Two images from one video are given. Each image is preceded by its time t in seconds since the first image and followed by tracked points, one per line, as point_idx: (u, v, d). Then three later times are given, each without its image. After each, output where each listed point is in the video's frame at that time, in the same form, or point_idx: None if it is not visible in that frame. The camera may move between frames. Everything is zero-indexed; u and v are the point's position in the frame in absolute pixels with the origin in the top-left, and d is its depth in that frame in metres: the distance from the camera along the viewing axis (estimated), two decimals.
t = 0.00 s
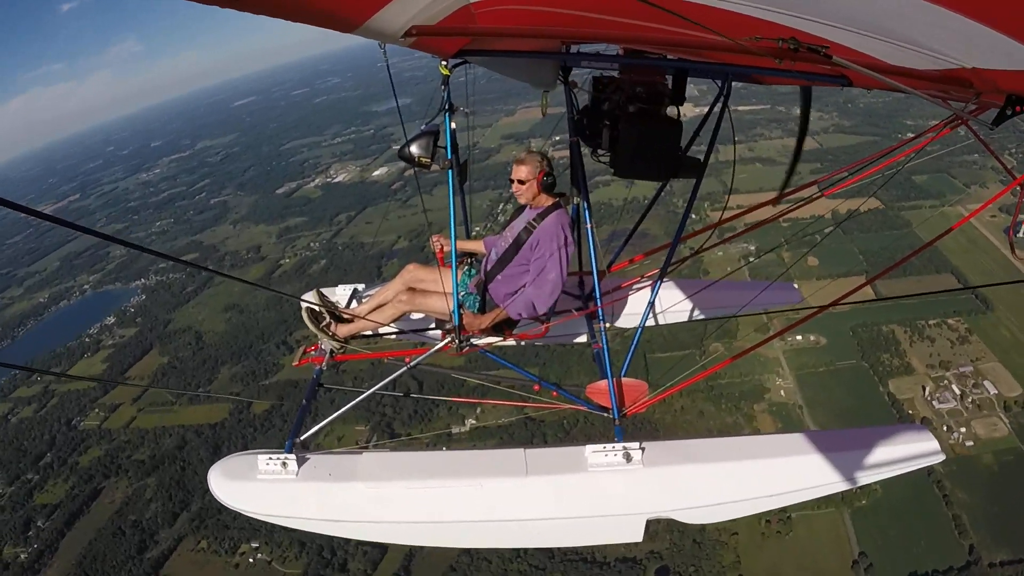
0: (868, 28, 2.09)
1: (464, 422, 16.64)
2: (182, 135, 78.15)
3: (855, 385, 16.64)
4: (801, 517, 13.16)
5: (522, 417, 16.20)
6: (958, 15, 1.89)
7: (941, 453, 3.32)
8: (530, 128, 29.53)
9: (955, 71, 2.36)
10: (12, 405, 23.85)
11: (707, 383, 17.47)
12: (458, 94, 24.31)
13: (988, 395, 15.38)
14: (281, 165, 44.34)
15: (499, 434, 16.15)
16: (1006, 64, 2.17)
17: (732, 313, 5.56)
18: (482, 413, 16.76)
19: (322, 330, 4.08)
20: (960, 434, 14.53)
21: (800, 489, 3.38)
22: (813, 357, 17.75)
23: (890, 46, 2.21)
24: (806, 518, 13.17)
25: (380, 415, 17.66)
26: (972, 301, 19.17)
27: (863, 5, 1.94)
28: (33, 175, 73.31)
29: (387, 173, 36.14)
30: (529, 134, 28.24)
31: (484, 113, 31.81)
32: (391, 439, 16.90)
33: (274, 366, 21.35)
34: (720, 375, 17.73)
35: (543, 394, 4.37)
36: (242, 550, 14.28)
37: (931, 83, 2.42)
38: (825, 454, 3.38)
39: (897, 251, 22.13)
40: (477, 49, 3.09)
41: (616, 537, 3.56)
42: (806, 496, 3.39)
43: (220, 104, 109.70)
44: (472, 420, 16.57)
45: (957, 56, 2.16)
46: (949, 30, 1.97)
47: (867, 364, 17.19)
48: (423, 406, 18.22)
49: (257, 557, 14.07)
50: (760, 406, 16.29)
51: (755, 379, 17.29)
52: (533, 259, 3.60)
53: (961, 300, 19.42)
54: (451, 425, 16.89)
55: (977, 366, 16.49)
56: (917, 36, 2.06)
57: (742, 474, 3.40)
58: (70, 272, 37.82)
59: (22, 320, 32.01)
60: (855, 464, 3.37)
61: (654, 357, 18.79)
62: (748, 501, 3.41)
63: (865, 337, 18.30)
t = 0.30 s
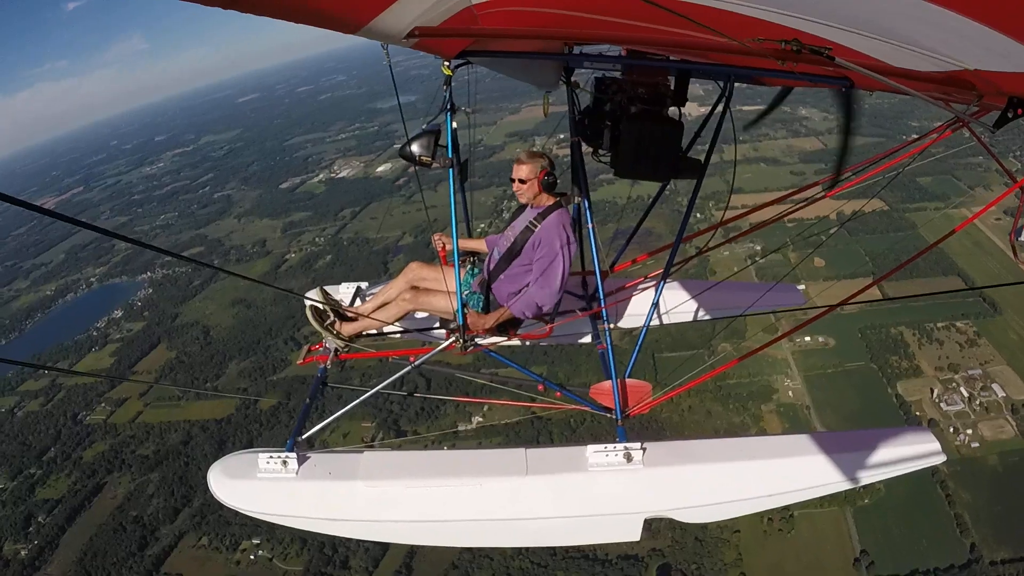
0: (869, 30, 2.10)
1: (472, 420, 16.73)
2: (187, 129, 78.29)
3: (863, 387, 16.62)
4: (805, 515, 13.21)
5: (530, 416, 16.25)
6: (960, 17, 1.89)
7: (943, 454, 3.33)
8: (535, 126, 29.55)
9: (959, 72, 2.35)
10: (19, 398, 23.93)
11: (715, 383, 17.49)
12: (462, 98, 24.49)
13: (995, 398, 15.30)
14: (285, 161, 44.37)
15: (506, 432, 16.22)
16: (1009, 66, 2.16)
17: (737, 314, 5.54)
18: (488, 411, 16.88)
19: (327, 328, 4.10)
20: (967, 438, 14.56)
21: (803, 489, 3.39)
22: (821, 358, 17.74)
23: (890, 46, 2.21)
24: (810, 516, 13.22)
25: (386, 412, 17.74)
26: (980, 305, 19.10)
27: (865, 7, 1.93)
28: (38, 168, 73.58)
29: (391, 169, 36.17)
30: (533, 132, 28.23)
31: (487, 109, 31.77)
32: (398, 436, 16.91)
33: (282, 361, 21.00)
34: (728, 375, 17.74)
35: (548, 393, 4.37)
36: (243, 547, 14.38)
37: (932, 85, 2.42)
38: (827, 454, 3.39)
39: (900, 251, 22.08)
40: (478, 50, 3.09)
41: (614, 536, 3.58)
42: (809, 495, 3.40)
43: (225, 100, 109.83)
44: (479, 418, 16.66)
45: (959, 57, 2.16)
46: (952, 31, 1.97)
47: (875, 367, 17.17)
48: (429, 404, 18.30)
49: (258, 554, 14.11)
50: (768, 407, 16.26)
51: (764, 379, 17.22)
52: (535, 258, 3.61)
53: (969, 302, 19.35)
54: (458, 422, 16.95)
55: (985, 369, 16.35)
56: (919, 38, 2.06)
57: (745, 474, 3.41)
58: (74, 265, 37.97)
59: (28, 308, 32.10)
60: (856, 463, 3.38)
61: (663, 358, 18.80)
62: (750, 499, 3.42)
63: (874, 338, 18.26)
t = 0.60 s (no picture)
0: (868, 29, 2.09)
1: (477, 417, 16.72)
2: (192, 127, 78.54)
3: (866, 387, 16.62)
4: (811, 518, 13.11)
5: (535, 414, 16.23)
6: (958, 16, 1.88)
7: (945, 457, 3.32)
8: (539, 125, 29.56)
9: (957, 71, 2.35)
10: (22, 391, 24.03)
11: (719, 383, 17.52)
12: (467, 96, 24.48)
13: (1000, 401, 15.28)
14: (289, 159, 44.38)
15: (510, 431, 16.18)
16: (1008, 65, 2.16)
17: (736, 314, 5.54)
18: (493, 409, 16.77)
19: (325, 325, 4.11)
20: (972, 440, 14.51)
21: (806, 491, 3.39)
22: (824, 359, 17.75)
23: (889, 45, 2.20)
24: (816, 519, 13.12)
25: (391, 410, 17.76)
26: (983, 306, 19.11)
27: (863, 6, 1.93)
28: (43, 163, 73.94)
29: (395, 166, 36.17)
30: (536, 130, 28.21)
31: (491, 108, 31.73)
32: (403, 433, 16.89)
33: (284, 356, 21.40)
34: (732, 375, 17.77)
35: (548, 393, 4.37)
36: (248, 544, 14.35)
37: (932, 83, 2.42)
38: (831, 456, 3.40)
39: (902, 250, 22.10)
40: (478, 50, 3.09)
41: (615, 537, 3.58)
42: (813, 496, 3.40)
43: (228, 98, 109.88)
44: (484, 416, 16.66)
45: (958, 56, 2.16)
46: (951, 29, 1.97)
47: (879, 368, 17.15)
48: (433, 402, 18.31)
49: (263, 551, 14.09)
50: (773, 407, 16.24)
51: (768, 380, 17.21)
52: (534, 256, 3.61)
53: (972, 304, 19.37)
54: (463, 419, 16.95)
55: (990, 371, 16.37)
56: (918, 36, 2.06)
57: (747, 475, 3.41)
58: (77, 260, 38.09)
59: (30, 303, 32.12)
60: (859, 465, 3.38)
61: (665, 357, 18.76)
62: (752, 501, 3.42)
63: (877, 340, 18.28)
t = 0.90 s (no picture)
0: (863, 28, 2.08)
1: (479, 418, 16.68)
2: (195, 127, 78.69)
3: (870, 392, 16.54)
4: (814, 520, 13.07)
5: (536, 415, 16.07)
6: (953, 16, 1.87)
7: (943, 461, 3.30)
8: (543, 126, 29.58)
9: (953, 70, 2.34)
10: (25, 386, 24.14)
11: (723, 385, 17.48)
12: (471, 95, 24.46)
13: (1003, 406, 15.23)
14: (293, 159, 44.46)
15: (512, 430, 16.29)
16: (1004, 65, 2.15)
17: (737, 315, 5.54)
18: (495, 407, 16.81)
19: (327, 326, 4.10)
20: (975, 444, 14.42)
21: (804, 491, 3.37)
22: (827, 364, 17.63)
23: (884, 45, 2.20)
24: (819, 521, 13.08)
25: (393, 409, 17.76)
26: (989, 311, 19.07)
27: (858, 5, 1.92)
28: (47, 164, 74.25)
29: (399, 168, 36.23)
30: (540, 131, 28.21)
31: (494, 109, 31.75)
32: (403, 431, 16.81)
33: (287, 356, 21.19)
34: (734, 377, 17.72)
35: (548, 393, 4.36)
36: (251, 540, 14.35)
37: (926, 83, 2.41)
38: (830, 456, 3.38)
39: (904, 254, 22.12)
40: (473, 51, 3.09)
41: (613, 536, 3.57)
42: (811, 497, 3.38)
43: (233, 99, 110.10)
44: (486, 415, 16.61)
45: (953, 55, 2.15)
46: (945, 30, 1.96)
47: (884, 373, 17.05)
48: (436, 400, 18.20)
49: (266, 548, 14.12)
50: (776, 409, 16.18)
51: (772, 383, 17.13)
52: (537, 258, 3.61)
53: (978, 309, 19.33)
54: (466, 420, 16.95)
55: (994, 377, 16.29)
56: (913, 35, 2.05)
57: (746, 475, 3.40)
58: (81, 261, 38.27)
59: (35, 302, 32.22)
60: (859, 466, 3.37)
61: (670, 360, 18.68)
62: (751, 501, 3.41)
63: (882, 345, 18.19)
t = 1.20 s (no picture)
0: (861, 27, 2.09)
1: (483, 419, 16.70)
2: (192, 128, 78.62)
3: (877, 395, 16.58)
4: (816, 523, 13.14)
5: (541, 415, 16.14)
6: (951, 14, 1.90)
7: (944, 465, 3.30)
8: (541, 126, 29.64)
9: (950, 68, 2.35)
10: (27, 386, 24.06)
11: (727, 387, 17.46)
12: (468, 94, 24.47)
13: (1009, 410, 15.28)
14: (290, 160, 44.39)
15: (517, 432, 16.50)
16: (1001, 62, 2.16)
17: (738, 315, 5.57)
18: (501, 410, 16.92)
19: (328, 327, 4.09)
20: (980, 449, 14.45)
21: (804, 492, 3.38)
22: (832, 366, 17.68)
23: (881, 44, 2.21)
24: (820, 525, 13.13)
25: (398, 410, 17.75)
26: (991, 312, 19.12)
27: (853, 4, 1.93)
28: (43, 166, 74.22)
29: (397, 170, 36.25)
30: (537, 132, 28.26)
31: (492, 111, 31.80)
32: (409, 432, 16.77)
33: (291, 359, 21.48)
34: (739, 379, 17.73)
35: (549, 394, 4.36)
36: (251, 538, 14.38)
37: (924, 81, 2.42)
38: (830, 458, 3.39)
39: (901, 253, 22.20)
40: (470, 53, 3.10)
41: (615, 536, 3.56)
42: (808, 499, 3.39)
43: (228, 100, 109.91)
44: (490, 417, 16.66)
45: (950, 53, 2.16)
46: (943, 28, 1.98)
47: (888, 375, 17.10)
48: (440, 403, 18.30)
49: (266, 546, 14.16)
50: (781, 413, 16.23)
51: (777, 386, 17.15)
52: (534, 258, 3.61)
53: (979, 309, 19.38)
54: (470, 420, 16.93)
55: (999, 380, 16.33)
56: (910, 34, 2.06)
57: (746, 477, 3.41)
58: (77, 263, 38.21)
59: (34, 303, 32.12)
60: (860, 469, 3.37)
61: (675, 362, 18.71)
62: (749, 502, 3.41)
63: (887, 347, 18.19)
